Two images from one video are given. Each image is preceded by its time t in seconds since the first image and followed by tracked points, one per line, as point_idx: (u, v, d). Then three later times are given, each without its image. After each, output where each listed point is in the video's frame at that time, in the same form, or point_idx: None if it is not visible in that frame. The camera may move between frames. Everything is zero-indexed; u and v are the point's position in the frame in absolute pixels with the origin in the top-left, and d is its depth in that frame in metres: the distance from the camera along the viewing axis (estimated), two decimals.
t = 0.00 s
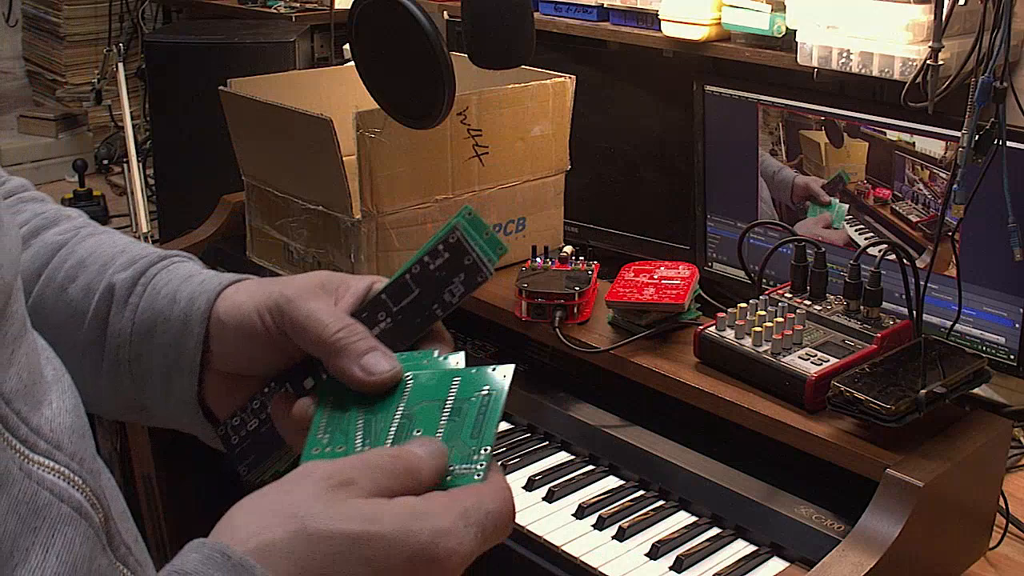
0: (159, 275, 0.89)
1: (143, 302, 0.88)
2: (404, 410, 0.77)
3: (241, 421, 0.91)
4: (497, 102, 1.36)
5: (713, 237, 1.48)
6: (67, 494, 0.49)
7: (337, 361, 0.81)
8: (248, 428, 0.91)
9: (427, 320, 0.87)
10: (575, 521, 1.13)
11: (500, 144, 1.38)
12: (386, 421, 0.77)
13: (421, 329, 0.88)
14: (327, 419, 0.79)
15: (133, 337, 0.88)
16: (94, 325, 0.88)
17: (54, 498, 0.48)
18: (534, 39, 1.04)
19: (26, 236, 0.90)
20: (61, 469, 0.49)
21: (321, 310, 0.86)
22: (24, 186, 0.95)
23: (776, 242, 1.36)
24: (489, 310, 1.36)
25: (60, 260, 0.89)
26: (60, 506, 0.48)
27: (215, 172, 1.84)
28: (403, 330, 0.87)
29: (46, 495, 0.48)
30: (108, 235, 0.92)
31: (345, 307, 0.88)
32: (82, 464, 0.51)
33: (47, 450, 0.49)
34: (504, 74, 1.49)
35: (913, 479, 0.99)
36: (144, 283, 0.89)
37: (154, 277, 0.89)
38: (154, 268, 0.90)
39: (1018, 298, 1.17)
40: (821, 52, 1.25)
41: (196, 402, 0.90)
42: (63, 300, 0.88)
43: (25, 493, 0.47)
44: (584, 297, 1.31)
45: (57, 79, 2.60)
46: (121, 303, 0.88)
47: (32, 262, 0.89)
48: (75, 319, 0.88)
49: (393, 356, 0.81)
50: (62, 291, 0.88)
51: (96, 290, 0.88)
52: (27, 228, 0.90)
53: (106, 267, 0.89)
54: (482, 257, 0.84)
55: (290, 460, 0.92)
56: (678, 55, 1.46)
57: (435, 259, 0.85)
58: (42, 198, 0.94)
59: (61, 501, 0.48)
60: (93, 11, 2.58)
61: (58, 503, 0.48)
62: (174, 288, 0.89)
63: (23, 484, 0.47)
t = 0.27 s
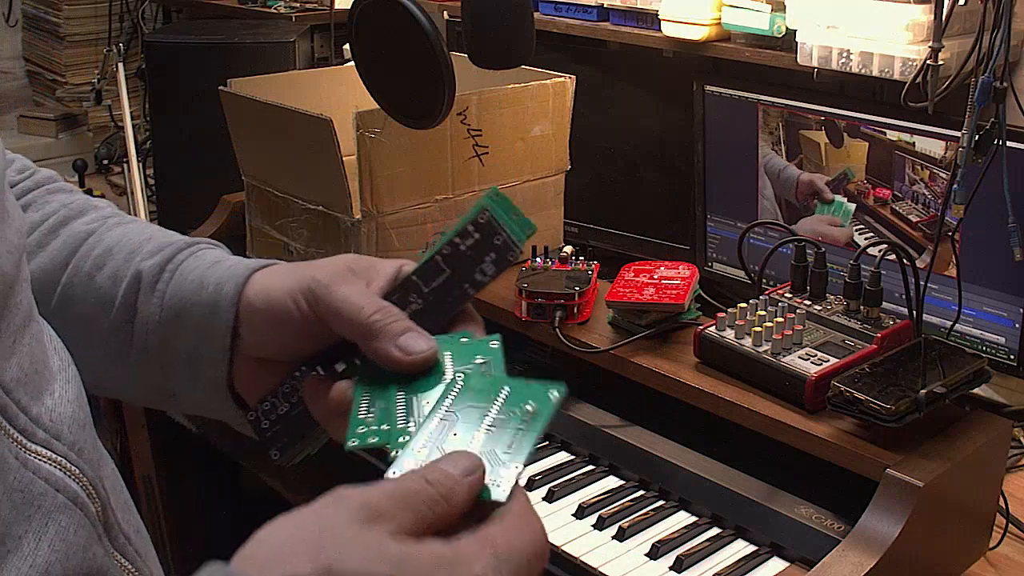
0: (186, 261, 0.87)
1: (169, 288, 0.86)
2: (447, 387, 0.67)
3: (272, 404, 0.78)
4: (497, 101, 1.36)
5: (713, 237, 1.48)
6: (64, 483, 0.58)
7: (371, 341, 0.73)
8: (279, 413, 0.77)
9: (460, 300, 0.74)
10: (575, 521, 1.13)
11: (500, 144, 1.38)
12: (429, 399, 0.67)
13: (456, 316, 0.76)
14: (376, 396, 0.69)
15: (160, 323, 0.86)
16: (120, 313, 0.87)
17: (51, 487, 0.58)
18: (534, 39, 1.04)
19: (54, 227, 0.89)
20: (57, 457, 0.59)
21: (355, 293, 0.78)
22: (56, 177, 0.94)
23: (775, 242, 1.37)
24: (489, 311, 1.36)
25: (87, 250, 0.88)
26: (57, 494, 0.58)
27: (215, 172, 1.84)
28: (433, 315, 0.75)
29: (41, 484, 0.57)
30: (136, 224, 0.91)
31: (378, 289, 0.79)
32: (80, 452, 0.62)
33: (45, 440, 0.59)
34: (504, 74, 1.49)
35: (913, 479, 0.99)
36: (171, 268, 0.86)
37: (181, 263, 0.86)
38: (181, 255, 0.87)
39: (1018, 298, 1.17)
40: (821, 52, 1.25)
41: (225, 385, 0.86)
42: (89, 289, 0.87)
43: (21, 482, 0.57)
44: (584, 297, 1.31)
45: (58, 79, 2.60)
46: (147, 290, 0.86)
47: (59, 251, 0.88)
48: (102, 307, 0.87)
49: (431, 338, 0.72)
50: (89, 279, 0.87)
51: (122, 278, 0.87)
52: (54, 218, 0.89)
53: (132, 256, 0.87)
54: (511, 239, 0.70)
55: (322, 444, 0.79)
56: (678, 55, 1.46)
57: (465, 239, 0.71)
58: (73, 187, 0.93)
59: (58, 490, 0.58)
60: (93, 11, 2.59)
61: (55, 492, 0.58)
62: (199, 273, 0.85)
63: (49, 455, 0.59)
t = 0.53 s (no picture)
0: (215, 256, 0.83)
1: (197, 284, 0.82)
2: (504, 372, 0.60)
3: (296, 399, 0.73)
4: (497, 101, 1.35)
5: (713, 237, 1.49)
6: (45, 481, 0.59)
7: (414, 332, 0.68)
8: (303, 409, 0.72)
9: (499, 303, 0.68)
10: (575, 521, 1.13)
11: (501, 144, 1.37)
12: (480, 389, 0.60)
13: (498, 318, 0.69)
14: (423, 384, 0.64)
15: (186, 319, 0.82)
16: (145, 310, 0.83)
17: (31, 484, 0.58)
18: (534, 39, 1.04)
19: (78, 223, 0.87)
20: (40, 454, 0.60)
21: (396, 286, 0.74)
22: (85, 179, 0.93)
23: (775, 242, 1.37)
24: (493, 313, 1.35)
25: (113, 245, 0.85)
26: (38, 491, 0.59)
27: (215, 172, 1.84)
28: (471, 320, 0.68)
29: (22, 480, 0.58)
30: (165, 223, 0.88)
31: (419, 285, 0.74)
32: (65, 449, 0.62)
33: (29, 437, 0.59)
34: (503, 73, 1.50)
35: (913, 479, 0.99)
36: (200, 264, 0.83)
37: (210, 258, 0.83)
38: (211, 251, 0.84)
39: (1018, 298, 1.17)
40: (821, 52, 1.25)
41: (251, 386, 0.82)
42: (113, 284, 0.84)
43: (4, 477, 0.57)
44: (584, 297, 1.31)
45: (58, 80, 2.60)
46: (174, 285, 0.83)
47: (84, 246, 0.85)
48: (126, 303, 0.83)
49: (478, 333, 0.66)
50: (114, 275, 0.84)
51: (148, 273, 0.83)
52: (79, 215, 0.87)
53: (159, 251, 0.84)
54: (552, 251, 0.67)
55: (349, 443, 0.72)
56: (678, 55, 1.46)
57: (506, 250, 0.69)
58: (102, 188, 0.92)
59: (38, 487, 0.59)
60: (94, 11, 2.60)
61: (35, 489, 0.58)
62: (230, 269, 0.81)
63: (31, 451, 0.59)
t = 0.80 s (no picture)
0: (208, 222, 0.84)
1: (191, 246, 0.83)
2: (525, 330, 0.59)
3: (306, 360, 0.72)
4: (497, 101, 1.35)
5: (713, 237, 1.49)
6: (30, 489, 0.58)
7: (417, 281, 0.67)
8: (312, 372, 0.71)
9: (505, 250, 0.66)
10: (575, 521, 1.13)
11: (501, 145, 1.37)
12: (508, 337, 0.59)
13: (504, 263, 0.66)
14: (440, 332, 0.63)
15: (184, 287, 0.82)
16: (142, 279, 0.84)
17: (18, 493, 0.58)
18: (534, 39, 1.04)
19: (72, 201, 0.88)
20: (25, 462, 0.59)
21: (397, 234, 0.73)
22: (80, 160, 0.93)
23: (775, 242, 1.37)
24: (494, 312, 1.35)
25: (109, 218, 0.86)
26: (23, 500, 0.58)
27: (215, 172, 1.84)
28: (477, 264, 0.66)
29: (10, 489, 0.57)
30: (159, 197, 0.88)
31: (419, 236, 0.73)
32: (49, 456, 0.61)
33: (14, 443, 0.59)
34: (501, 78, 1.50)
35: (913, 479, 0.99)
36: (194, 231, 0.83)
37: (206, 224, 0.83)
38: (207, 219, 0.85)
39: (1018, 298, 1.17)
40: (821, 52, 1.25)
41: (254, 348, 0.82)
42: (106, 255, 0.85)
43: None
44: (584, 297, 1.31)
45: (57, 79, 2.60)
46: (171, 252, 0.83)
47: (78, 219, 0.86)
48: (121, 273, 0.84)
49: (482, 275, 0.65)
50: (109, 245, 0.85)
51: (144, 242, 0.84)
52: (73, 193, 0.88)
53: (153, 220, 0.85)
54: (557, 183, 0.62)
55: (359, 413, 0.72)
56: (678, 55, 1.46)
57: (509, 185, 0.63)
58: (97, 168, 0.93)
59: (23, 496, 0.58)
60: (93, 11, 2.60)
61: (21, 498, 0.58)
62: (226, 233, 0.82)
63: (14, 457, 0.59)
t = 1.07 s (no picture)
0: (176, 224, 0.86)
1: (158, 250, 0.84)
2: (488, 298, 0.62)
3: (273, 361, 0.78)
4: (497, 101, 1.34)
5: (713, 237, 1.49)
6: (18, 500, 0.48)
7: (385, 281, 0.74)
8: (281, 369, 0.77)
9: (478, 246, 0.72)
10: (575, 521, 1.13)
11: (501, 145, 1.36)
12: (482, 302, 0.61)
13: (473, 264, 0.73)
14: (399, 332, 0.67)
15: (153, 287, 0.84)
16: (109, 280, 0.84)
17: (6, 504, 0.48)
18: (534, 39, 1.04)
19: (39, 202, 0.87)
20: (11, 472, 0.49)
21: (365, 234, 0.81)
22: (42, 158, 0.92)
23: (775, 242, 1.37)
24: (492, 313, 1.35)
25: (74, 220, 0.86)
26: (12, 513, 0.48)
27: (215, 172, 1.84)
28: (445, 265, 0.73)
29: None
30: (120, 199, 0.89)
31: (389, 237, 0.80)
32: (37, 468, 0.51)
33: None
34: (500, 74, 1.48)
35: (914, 479, 0.99)
36: (161, 232, 0.85)
37: (172, 225, 0.86)
38: (167, 220, 0.87)
39: (1018, 298, 1.17)
40: (821, 52, 1.25)
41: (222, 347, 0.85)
42: (73, 259, 0.84)
43: None
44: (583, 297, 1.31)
45: (58, 79, 2.60)
46: (139, 253, 0.84)
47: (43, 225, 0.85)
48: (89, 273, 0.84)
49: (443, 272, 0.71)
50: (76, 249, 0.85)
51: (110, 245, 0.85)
52: (40, 195, 0.87)
53: (120, 224, 0.86)
54: (529, 183, 0.70)
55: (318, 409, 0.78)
56: (678, 55, 1.46)
57: (481, 185, 0.71)
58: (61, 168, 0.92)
59: (12, 507, 0.48)
60: (94, 11, 2.60)
61: (9, 510, 0.48)
62: (192, 236, 0.85)
63: None
